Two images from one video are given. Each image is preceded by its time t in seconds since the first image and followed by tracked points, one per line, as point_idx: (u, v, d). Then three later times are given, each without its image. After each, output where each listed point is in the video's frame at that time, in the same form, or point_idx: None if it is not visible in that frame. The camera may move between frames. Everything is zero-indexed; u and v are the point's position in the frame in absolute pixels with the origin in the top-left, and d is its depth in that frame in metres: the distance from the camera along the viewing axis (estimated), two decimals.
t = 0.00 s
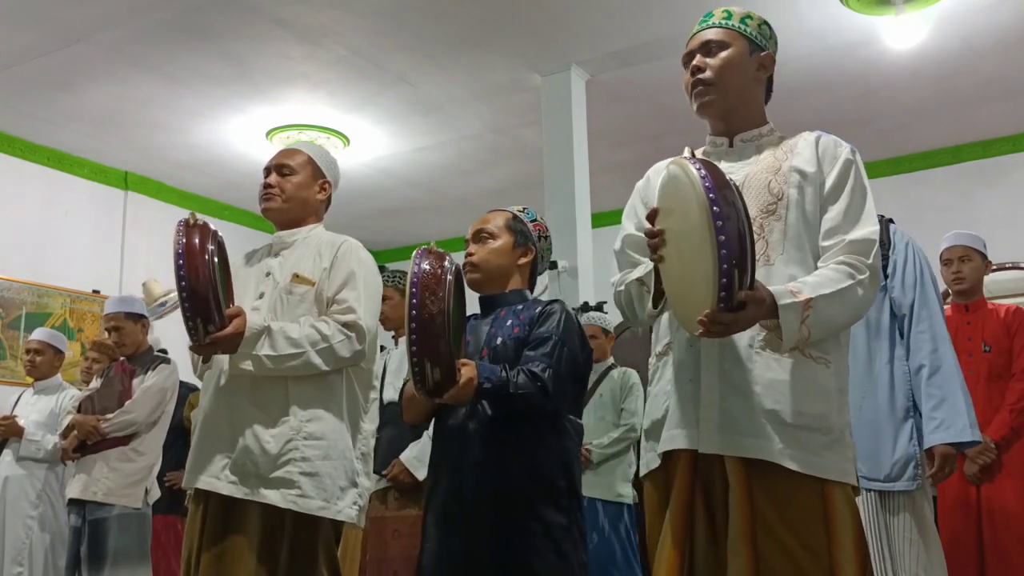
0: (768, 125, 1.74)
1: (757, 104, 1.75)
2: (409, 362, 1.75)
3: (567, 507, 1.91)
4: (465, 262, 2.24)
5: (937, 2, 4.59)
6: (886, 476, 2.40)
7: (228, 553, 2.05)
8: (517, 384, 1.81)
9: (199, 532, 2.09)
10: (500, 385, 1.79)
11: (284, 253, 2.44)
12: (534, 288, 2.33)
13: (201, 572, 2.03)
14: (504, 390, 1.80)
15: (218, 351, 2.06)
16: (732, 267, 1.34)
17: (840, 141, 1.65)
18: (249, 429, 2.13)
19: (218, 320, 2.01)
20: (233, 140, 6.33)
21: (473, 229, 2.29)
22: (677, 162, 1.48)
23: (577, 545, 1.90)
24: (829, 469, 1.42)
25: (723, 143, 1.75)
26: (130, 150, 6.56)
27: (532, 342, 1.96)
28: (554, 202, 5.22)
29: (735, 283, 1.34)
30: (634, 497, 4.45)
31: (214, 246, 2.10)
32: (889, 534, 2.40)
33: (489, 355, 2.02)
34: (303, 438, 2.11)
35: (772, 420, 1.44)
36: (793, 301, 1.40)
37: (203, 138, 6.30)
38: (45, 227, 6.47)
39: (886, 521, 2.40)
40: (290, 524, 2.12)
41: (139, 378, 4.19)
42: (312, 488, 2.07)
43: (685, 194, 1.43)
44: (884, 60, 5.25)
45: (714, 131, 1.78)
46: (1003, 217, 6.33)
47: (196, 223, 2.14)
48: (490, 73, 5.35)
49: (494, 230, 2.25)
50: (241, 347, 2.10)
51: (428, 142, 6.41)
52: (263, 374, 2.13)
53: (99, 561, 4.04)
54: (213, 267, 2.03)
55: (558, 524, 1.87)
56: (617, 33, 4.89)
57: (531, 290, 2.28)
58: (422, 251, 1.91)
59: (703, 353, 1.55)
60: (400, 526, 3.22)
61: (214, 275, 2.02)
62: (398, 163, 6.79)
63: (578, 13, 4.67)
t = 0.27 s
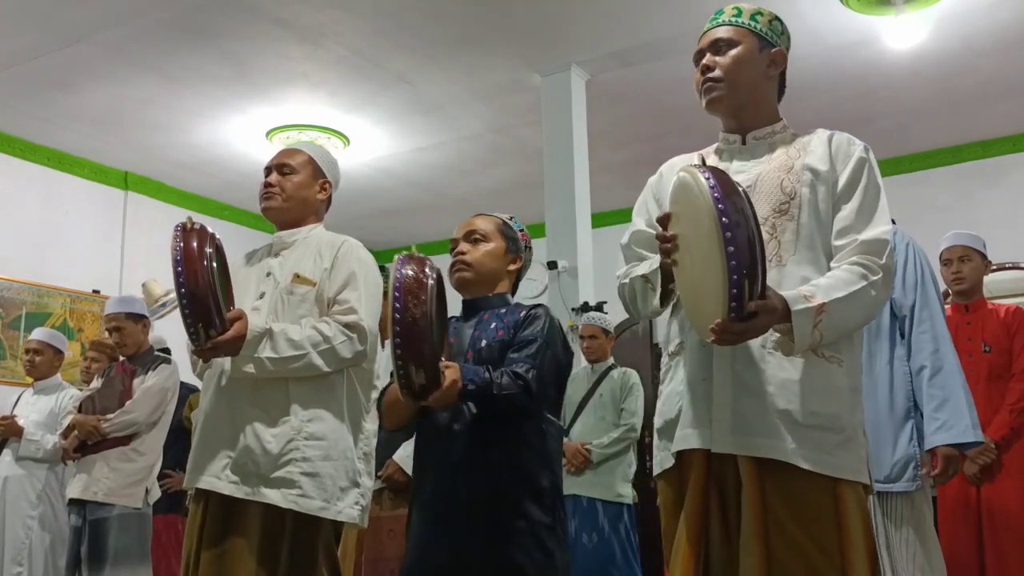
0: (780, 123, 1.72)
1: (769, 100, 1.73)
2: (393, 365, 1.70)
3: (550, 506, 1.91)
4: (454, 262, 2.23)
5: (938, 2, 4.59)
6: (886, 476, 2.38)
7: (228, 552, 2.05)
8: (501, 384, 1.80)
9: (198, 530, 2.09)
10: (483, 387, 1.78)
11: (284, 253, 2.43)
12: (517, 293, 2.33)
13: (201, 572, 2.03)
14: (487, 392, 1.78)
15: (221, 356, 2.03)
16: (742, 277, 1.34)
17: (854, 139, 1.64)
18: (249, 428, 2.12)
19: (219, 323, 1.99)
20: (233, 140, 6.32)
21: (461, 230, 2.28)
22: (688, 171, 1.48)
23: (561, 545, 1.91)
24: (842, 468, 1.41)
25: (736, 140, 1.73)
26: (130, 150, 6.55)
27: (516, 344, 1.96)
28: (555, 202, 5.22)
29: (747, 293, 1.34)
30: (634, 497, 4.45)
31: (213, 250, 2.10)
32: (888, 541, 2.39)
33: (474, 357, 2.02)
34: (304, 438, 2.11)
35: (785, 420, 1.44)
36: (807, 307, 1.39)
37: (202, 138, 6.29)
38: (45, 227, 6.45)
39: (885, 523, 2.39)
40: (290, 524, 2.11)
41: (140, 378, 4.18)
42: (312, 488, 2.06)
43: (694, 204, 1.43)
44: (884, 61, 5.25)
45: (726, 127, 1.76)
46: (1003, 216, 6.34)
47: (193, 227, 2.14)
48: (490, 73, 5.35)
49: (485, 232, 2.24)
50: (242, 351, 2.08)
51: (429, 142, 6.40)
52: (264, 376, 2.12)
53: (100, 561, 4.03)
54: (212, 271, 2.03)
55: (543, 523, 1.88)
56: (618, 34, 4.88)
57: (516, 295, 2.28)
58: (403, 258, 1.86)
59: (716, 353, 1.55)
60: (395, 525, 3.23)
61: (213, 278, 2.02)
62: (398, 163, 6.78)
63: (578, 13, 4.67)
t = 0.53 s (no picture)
0: (805, 117, 1.67)
1: (796, 98, 1.69)
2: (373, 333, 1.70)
3: (536, 503, 1.93)
4: (437, 268, 2.22)
5: (937, 2, 4.59)
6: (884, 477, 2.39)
7: (227, 551, 2.04)
8: (483, 369, 1.80)
9: (198, 529, 2.09)
10: (464, 371, 1.76)
11: (284, 253, 2.43)
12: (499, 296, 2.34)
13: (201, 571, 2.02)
14: (468, 376, 1.77)
15: (217, 347, 2.04)
16: (761, 275, 1.33)
17: (879, 137, 1.60)
18: (249, 431, 2.11)
19: (217, 317, 1.99)
20: (233, 140, 6.32)
21: (444, 236, 2.27)
22: (703, 168, 1.47)
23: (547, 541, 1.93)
24: (861, 468, 1.40)
25: (759, 135, 1.69)
26: (130, 150, 6.54)
27: (499, 340, 1.97)
28: (555, 202, 5.22)
29: (765, 290, 1.33)
30: (634, 497, 4.44)
31: (212, 242, 2.10)
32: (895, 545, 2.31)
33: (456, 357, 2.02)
34: (303, 437, 2.10)
35: (806, 422, 1.42)
36: (826, 304, 1.38)
37: (202, 138, 6.28)
38: (45, 227, 6.44)
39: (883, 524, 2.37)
40: (290, 525, 2.10)
41: (140, 378, 4.18)
42: (312, 488, 2.06)
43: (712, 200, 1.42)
44: (884, 60, 5.25)
45: (749, 121, 1.71)
46: (1002, 217, 6.35)
47: (194, 219, 2.13)
48: (490, 73, 5.35)
49: (469, 237, 2.22)
50: (239, 345, 2.09)
51: (429, 142, 6.40)
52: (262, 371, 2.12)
53: (100, 561, 4.02)
54: (211, 264, 2.03)
55: (530, 520, 1.89)
56: (617, 33, 4.88)
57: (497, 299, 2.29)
58: (389, 233, 1.87)
59: (738, 354, 1.51)
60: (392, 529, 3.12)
61: (212, 270, 2.02)
62: (398, 163, 6.78)
63: (578, 13, 4.67)
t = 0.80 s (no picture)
0: (825, 111, 1.65)
1: (818, 91, 1.67)
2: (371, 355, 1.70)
3: (529, 504, 1.91)
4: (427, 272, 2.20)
5: (937, 2, 4.59)
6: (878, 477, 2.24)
7: (228, 552, 2.04)
8: (478, 382, 1.80)
9: (198, 530, 2.08)
10: (461, 383, 1.77)
11: (283, 253, 2.43)
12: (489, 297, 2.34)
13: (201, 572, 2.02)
14: (465, 388, 1.78)
15: (220, 355, 2.03)
16: (772, 276, 1.33)
17: (900, 129, 1.59)
18: (249, 429, 2.12)
19: (217, 325, 1.99)
20: (233, 140, 6.32)
21: (433, 239, 2.26)
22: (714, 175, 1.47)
23: (540, 542, 1.91)
24: (882, 472, 1.39)
25: (778, 130, 1.67)
26: (130, 150, 6.54)
27: (492, 345, 1.97)
28: (555, 202, 5.22)
29: (778, 292, 1.33)
30: (634, 497, 4.44)
31: (210, 252, 2.10)
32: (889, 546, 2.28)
33: (450, 359, 2.02)
34: (303, 437, 2.11)
35: (828, 428, 1.41)
36: (848, 303, 1.38)
37: (202, 138, 6.28)
38: (45, 227, 6.44)
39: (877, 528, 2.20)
40: (290, 525, 2.11)
41: (140, 378, 4.18)
42: (312, 488, 2.06)
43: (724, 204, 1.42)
44: (884, 60, 5.26)
45: (769, 116, 1.70)
46: (1002, 217, 6.35)
47: (191, 228, 2.13)
48: (490, 73, 5.35)
49: (457, 240, 2.22)
50: (241, 352, 2.08)
51: (429, 142, 6.40)
52: (264, 376, 2.12)
53: (100, 561, 4.02)
54: (209, 273, 2.02)
55: (522, 520, 1.88)
56: (617, 33, 4.88)
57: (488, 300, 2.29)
58: (385, 252, 1.86)
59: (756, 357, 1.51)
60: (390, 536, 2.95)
61: (211, 280, 2.01)
62: (399, 163, 6.78)
63: (578, 14, 4.67)
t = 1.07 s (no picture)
0: (843, 105, 1.64)
1: (838, 84, 1.66)
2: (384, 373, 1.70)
3: (529, 506, 1.91)
4: (428, 270, 2.20)
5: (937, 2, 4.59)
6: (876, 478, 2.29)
7: (228, 552, 2.05)
8: (484, 391, 1.83)
9: (198, 529, 2.09)
10: (468, 392, 1.81)
11: (283, 253, 2.43)
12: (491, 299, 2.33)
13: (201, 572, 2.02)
14: (471, 397, 1.82)
15: (217, 353, 2.04)
16: (776, 267, 1.31)
17: (917, 122, 1.57)
18: (249, 429, 2.12)
19: (215, 322, 1.99)
20: (233, 140, 6.32)
21: (435, 238, 2.25)
22: (719, 167, 1.46)
23: (539, 545, 1.91)
24: (889, 472, 1.36)
25: (795, 124, 1.67)
26: (130, 150, 6.54)
27: (497, 349, 1.96)
28: (555, 202, 5.22)
29: (781, 283, 1.31)
30: (634, 497, 4.44)
31: (207, 249, 2.10)
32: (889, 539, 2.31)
33: (452, 364, 2.02)
34: (303, 438, 2.11)
35: (838, 429, 1.38)
36: (854, 296, 1.35)
37: (202, 138, 6.28)
38: (45, 227, 6.44)
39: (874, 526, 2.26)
40: (290, 523, 2.10)
41: (140, 378, 4.18)
42: (312, 489, 2.06)
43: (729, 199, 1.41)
44: (884, 60, 5.26)
45: (788, 109, 1.70)
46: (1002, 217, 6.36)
47: (187, 226, 2.13)
48: (490, 73, 5.35)
49: (460, 240, 2.21)
50: (238, 350, 2.09)
51: (429, 142, 6.40)
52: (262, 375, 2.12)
53: (99, 561, 4.02)
54: (206, 271, 2.03)
55: (522, 522, 1.88)
56: (617, 33, 4.88)
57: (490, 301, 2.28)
58: (389, 265, 1.84)
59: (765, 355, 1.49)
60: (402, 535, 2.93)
61: (208, 278, 2.01)
62: (398, 163, 6.78)
63: (578, 13, 4.67)
